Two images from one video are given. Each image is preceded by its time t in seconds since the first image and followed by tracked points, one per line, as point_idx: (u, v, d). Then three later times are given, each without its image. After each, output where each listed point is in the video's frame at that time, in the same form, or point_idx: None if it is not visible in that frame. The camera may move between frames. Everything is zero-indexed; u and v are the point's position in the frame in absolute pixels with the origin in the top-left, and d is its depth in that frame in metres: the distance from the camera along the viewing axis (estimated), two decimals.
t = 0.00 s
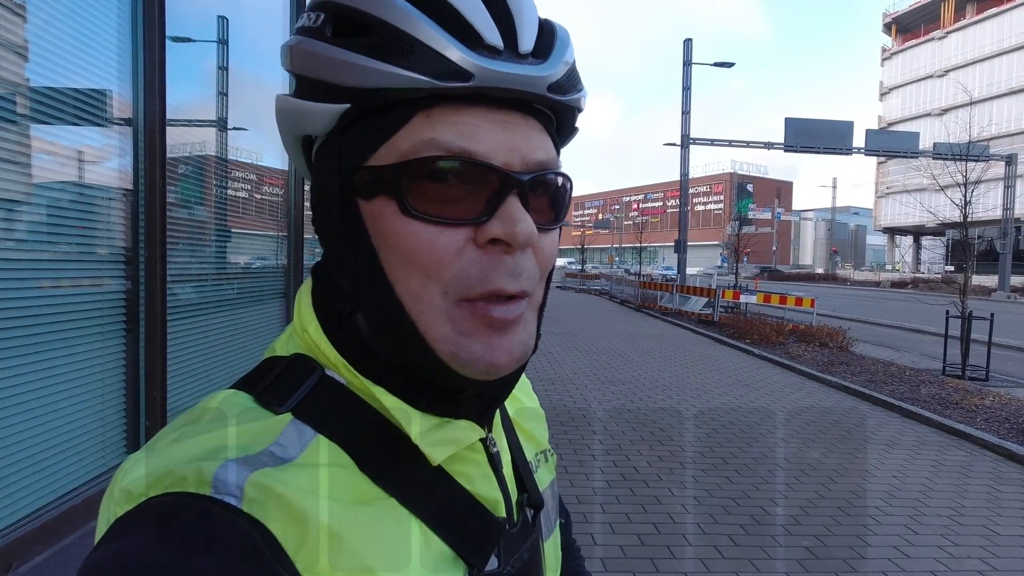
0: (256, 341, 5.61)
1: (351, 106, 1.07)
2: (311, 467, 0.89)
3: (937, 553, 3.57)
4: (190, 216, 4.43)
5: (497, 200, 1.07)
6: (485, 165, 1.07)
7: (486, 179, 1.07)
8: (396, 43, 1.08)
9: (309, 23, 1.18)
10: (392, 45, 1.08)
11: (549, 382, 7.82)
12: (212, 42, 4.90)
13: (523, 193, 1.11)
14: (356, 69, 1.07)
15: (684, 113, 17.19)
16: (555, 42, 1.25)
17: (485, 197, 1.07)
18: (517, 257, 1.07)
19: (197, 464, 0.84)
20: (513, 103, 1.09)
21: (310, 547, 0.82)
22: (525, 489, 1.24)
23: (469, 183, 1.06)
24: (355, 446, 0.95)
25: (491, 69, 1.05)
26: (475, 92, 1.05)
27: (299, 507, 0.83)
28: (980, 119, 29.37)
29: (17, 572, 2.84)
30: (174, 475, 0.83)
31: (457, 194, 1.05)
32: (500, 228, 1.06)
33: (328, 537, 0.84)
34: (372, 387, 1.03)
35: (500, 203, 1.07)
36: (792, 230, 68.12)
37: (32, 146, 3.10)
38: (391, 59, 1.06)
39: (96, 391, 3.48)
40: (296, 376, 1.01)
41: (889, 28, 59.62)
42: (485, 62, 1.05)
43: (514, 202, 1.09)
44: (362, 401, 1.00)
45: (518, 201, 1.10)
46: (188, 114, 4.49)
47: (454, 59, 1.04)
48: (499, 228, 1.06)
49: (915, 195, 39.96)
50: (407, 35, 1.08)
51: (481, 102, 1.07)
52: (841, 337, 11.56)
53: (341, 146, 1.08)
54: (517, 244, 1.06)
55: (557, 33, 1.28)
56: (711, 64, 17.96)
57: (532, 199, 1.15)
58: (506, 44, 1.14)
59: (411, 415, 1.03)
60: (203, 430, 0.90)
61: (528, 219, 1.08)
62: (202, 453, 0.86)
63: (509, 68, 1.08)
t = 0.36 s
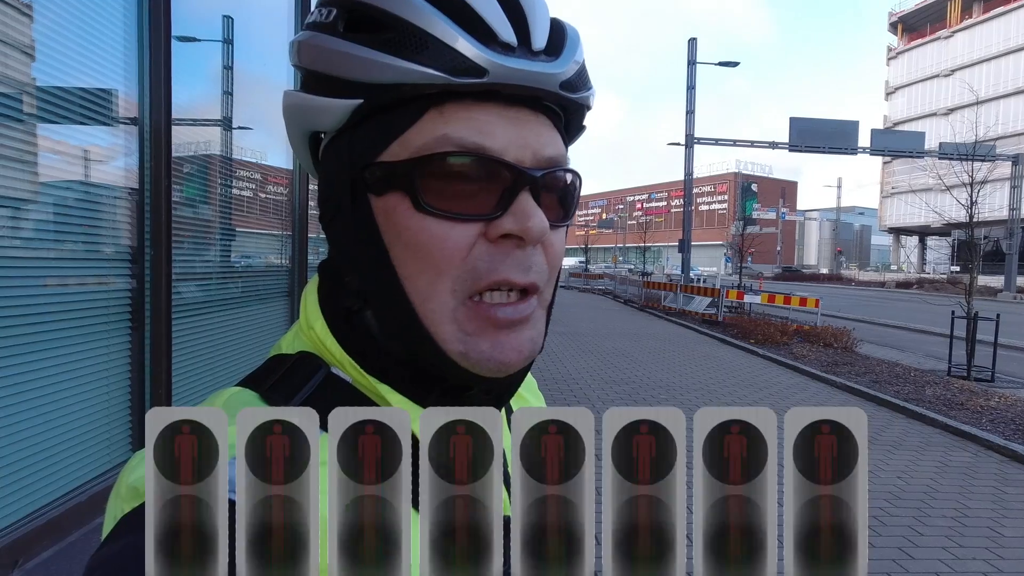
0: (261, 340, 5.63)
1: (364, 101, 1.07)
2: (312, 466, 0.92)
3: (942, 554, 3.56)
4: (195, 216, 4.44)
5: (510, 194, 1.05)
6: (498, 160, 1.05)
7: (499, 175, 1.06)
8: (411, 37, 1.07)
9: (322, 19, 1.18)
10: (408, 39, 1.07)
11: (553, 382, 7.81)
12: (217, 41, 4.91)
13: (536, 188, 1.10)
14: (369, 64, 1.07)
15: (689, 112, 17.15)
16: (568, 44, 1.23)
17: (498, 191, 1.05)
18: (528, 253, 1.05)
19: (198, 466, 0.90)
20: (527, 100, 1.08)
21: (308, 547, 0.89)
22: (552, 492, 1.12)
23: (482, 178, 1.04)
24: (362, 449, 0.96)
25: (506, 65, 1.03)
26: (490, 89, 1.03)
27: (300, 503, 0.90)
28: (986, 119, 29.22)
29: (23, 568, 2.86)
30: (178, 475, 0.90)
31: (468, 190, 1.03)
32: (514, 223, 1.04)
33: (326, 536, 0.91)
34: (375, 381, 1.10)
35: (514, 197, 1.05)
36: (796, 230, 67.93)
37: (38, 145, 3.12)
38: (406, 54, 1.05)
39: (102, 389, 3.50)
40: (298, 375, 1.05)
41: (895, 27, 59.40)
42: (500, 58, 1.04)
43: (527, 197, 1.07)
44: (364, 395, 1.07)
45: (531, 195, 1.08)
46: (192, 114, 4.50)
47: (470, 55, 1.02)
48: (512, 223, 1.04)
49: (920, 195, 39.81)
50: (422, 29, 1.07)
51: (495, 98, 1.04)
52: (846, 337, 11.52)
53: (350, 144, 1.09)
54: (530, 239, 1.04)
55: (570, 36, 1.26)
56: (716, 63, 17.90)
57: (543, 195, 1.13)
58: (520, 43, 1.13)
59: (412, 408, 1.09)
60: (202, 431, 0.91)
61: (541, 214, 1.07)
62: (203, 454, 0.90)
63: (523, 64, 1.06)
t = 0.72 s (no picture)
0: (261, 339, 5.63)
1: (382, 103, 1.03)
2: (313, 462, 0.94)
3: (942, 553, 3.57)
4: (195, 215, 4.44)
5: (528, 189, 1.07)
6: (516, 156, 1.07)
7: (515, 170, 1.07)
8: (430, 39, 1.05)
9: (320, 16, 1.13)
10: (427, 41, 1.05)
11: (553, 381, 7.81)
12: (217, 40, 4.91)
13: (549, 182, 1.12)
14: (384, 65, 1.03)
15: (689, 112, 17.13)
16: (563, 36, 1.26)
17: (516, 186, 1.07)
18: (545, 243, 1.08)
19: (196, 465, 0.91)
20: (538, 97, 1.10)
21: (306, 547, 0.89)
22: (551, 491, 1.12)
23: (499, 174, 1.06)
24: (363, 444, 0.97)
25: (524, 65, 1.06)
26: (508, 88, 1.05)
27: (296, 502, 0.91)
28: (986, 118, 29.20)
29: (24, 566, 2.86)
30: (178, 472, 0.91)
31: (488, 185, 1.04)
32: (535, 216, 1.06)
33: (323, 537, 0.90)
34: (381, 375, 1.07)
35: (533, 192, 1.07)
36: (796, 230, 67.89)
37: (39, 144, 3.12)
38: (429, 56, 1.03)
39: (103, 387, 3.50)
40: (301, 373, 1.03)
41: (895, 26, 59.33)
42: (518, 58, 1.07)
43: (543, 191, 1.10)
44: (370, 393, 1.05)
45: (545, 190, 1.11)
46: (192, 113, 4.49)
47: (491, 57, 1.04)
48: (533, 216, 1.06)
49: (921, 195, 39.80)
50: (441, 30, 1.06)
51: (510, 96, 1.06)
52: (845, 336, 11.52)
53: (361, 144, 1.06)
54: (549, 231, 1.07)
55: (564, 29, 1.29)
56: (716, 62, 17.88)
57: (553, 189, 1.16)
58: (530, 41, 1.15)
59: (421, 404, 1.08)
60: (201, 431, 0.93)
61: (554, 207, 1.10)
62: (201, 453, 0.92)
63: (538, 65, 1.09)
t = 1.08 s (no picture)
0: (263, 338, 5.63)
1: (395, 101, 1.03)
2: (313, 461, 0.94)
3: (944, 552, 3.56)
4: (197, 214, 4.45)
5: (536, 190, 1.08)
6: (526, 156, 1.07)
7: (524, 171, 1.07)
8: (447, 38, 1.05)
9: (332, 10, 1.12)
10: (444, 39, 1.05)
11: (554, 380, 7.80)
12: (218, 40, 4.91)
13: (556, 183, 1.13)
14: (397, 62, 1.03)
15: (690, 111, 17.10)
16: (571, 35, 1.27)
17: (525, 186, 1.07)
18: (551, 244, 1.09)
19: (196, 464, 0.91)
20: (547, 98, 1.11)
21: (307, 546, 0.90)
22: (551, 491, 1.12)
23: (509, 175, 1.06)
24: (364, 444, 0.97)
25: (538, 66, 1.07)
26: (521, 89, 1.06)
27: (297, 502, 0.91)
28: (989, 117, 29.10)
29: (27, 564, 2.87)
30: (178, 472, 0.91)
31: (498, 186, 1.04)
32: (542, 218, 1.07)
33: (322, 537, 0.90)
34: (378, 372, 1.07)
35: (541, 194, 1.08)
36: (798, 228, 67.77)
37: (42, 143, 3.13)
38: (446, 55, 1.03)
39: (104, 385, 3.51)
40: (300, 369, 1.03)
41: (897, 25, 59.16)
42: (531, 60, 1.07)
43: (550, 191, 1.10)
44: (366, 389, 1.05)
45: (552, 191, 1.12)
46: (194, 113, 4.49)
47: (506, 57, 1.04)
48: (542, 217, 1.07)
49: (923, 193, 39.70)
50: (457, 30, 1.06)
51: (521, 96, 1.06)
52: (847, 335, 11.50)
53: (369, 142, 1.05)
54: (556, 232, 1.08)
55: (572, 30, 1.30)
56: (717, 61, 17.84)
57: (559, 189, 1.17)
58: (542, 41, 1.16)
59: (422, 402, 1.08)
60: (201, 430, 0.94)
61: (561, 207, 1.11)
62: (201, 453, 0.92)
63: (551, 66, 1.10)
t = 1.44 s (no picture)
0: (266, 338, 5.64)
1: (405, 103, 1.03)
2: (313, 462, 0.94)
3: (948, 553, 3.54)
4: (201, 214, 4.46)
5: (544, 194, 1.08)
6: (534, 160, 1.07)
7: (532, 175, 1.07)
8: (459, 40, 1.05)
9: (343, 11, 1.12)
10: (455, 42, 1.05)
11: (557, 380, 7.80)
12: (222, 41, 4.92)
13: (563, 188, 1.13)
14: (408, 63, 1.03)
15: (694, 110, 17.05)
16: (579, 41, 1.27)
17: (533, 191, 1.07)
18: (557, 249, 1.09)
19: (196, 464, 0.92)
20: (555, 103, 1.11)
21: (307, 546, 0.90)
22: (551, 491, 1.12)
23: (516, 179, 1.06)
24: (364, 443, 0.97)
25: (548, 71, 1.07)
26: (530, 94, 1.06)
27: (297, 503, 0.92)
28: (995, 116, 28.95)
29: (33, 562, 2.89)
30: (178, 472, 0.91)
31: (506, 190, 1.04)
32: (550, 222, 1.07)
33: (323, 536, 0.91)
34: (380, 375, 1.08)
35: (549, 198, 1.08)
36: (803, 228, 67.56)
37: (48, 144, 3.14)
38: (458, 57, 1.03)
39: (109, 385, 3.52)
40: (301, 371, 1.04)
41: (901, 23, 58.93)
42: (541, 64, 1.08)
43: (558, 197, 1.10)
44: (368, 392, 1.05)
45: (560, 196, 1.12)
46: (199, 114, 4.51)
47: (517, 62, 1.05)
48: (549, 222, 1.07)
49: (928, 193, 39.54)
50: (469, 33, 1.06)
51: (530, 100, 1.07)
52: (852, 335, 11.46)
53: (377, 143, 1.06)
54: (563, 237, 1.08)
55: (579, 36, 1.31)
56: (721, 61, 17.78)
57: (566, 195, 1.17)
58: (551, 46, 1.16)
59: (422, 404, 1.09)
60: (201, 431, 0.94)
61: (569, 213, 1.11)
62: (201, 453, 0.93)
63: (560, 71, 1.10)
